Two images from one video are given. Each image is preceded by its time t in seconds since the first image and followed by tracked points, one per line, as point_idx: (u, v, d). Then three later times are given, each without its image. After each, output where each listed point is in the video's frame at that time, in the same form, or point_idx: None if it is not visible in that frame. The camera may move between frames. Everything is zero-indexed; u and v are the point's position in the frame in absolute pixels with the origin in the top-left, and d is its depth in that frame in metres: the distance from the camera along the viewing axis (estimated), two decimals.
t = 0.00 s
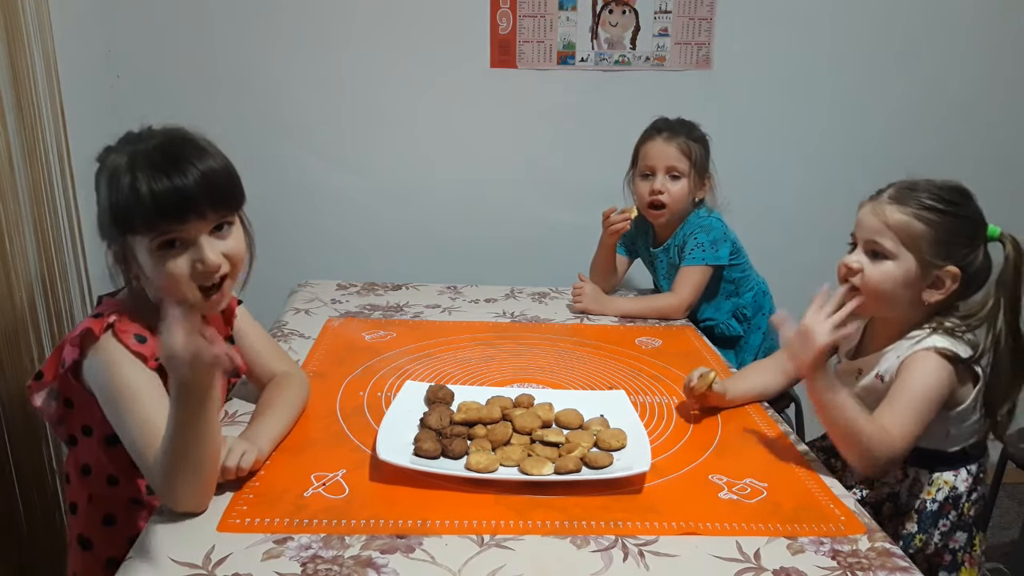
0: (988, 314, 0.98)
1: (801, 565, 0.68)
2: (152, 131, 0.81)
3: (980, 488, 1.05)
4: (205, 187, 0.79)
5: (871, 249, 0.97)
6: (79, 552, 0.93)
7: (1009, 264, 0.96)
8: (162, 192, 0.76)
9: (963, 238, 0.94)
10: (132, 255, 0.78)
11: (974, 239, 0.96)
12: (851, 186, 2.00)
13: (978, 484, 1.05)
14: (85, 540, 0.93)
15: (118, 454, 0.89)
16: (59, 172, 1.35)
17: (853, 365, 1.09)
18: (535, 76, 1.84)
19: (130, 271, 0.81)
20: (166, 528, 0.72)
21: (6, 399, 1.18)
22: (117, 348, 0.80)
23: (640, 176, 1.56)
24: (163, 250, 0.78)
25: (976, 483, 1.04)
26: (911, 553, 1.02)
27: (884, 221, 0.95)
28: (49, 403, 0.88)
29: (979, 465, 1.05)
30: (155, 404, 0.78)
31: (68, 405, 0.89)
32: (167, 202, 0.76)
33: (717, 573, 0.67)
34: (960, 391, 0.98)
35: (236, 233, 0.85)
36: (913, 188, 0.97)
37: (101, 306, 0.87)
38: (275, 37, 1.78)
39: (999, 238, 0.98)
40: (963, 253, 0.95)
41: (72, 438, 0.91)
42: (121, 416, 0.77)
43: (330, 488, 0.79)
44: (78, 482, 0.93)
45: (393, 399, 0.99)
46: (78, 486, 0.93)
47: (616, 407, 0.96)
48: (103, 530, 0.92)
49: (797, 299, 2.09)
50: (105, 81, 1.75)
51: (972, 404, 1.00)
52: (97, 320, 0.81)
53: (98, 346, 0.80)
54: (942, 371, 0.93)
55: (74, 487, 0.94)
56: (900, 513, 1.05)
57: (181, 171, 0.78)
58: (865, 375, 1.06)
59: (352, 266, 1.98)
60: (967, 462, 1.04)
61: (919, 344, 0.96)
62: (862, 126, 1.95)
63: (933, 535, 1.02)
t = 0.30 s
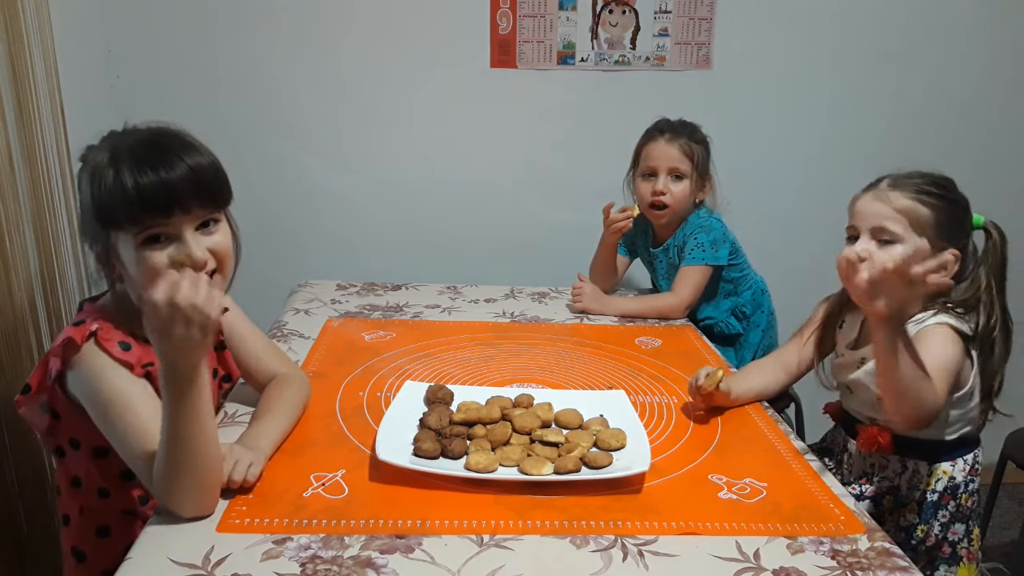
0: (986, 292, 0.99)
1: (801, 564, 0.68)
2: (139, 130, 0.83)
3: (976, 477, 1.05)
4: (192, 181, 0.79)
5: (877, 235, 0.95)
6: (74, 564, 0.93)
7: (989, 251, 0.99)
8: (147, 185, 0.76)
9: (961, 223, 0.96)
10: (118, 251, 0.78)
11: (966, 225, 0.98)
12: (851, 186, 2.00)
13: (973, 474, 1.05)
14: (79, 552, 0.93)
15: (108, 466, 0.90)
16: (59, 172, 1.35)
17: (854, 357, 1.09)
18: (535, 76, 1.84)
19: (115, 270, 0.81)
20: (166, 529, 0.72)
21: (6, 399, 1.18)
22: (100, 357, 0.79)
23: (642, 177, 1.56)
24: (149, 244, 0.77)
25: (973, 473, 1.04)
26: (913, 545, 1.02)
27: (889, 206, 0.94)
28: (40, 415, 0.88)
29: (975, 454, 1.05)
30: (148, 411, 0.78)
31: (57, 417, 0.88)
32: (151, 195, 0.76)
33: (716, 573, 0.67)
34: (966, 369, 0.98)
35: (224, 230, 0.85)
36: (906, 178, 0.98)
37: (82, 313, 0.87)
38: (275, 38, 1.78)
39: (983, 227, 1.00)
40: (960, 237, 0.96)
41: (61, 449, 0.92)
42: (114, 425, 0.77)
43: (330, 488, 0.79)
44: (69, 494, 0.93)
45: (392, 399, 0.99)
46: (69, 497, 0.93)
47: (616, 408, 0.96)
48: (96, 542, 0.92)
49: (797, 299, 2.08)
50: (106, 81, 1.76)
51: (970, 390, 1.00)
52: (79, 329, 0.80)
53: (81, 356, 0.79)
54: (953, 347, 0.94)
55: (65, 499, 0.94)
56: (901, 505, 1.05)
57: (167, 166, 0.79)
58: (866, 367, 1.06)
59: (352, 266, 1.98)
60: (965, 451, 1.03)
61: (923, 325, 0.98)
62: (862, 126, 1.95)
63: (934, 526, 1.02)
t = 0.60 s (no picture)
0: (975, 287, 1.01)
1: (800, 564, 0.68)
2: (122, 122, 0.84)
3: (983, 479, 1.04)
4: (173, 172, 0.80)
5: (890, 232, 0.94)
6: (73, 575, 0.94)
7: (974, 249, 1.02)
8: (129, 176, 0.77)
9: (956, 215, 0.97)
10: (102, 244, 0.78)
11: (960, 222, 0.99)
12: (851, 186, 1.99)
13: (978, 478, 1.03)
14: (77, 563, 0.93)
15: (104, 473, 0.90)
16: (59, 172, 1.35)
17: (857, 360, 1.08)
18: (535, 76, 1.84)
19: (98, 263, 0.81)
20: (166, 528, 0.72)
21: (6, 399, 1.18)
22: (96, 352, 0.79)
23: (642, 177, 1.56)
24: (131, 233, 0.77)
25: (978, 476, 1.02)
26: (915, 545, 1.04)
27: (899, 202, 0.94)
28: (34, 421, 0.86)
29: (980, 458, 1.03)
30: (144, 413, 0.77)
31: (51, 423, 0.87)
32: (133, 186, 0.77)
33: (716, 573, 0.67)
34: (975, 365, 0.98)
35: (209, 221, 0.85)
36: (905, 176, 0.98)
37: (72, 313, 0.87)
38: (275, 38, 1.78)
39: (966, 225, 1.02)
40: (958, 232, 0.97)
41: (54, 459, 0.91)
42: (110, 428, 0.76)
43: (330, 488, 0.79)
44: (62, 506, 0.93)
45: (392, 399, 0.99)
46: (62, 508, 0.93)
47: (616, 408, 0.96)
48: (94, 554, 0.92)
49: (797, 299, 2.08)
50: (105, 81, 1.76)
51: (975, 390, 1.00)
52: (75, 328, 0.80)
53: (76, 355, 0.79)
54: (966, 343, 0.95)
55: (58, 511, 0.93)
56: (904, 507, 1.05)
57: (149, 156, 0.79)
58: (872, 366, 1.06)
59: (352, 266, 1.98)
60: (971, 454, 1.02)
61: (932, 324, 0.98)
62: (862, 126, 1.95)
63: (939, 529, 1.02)
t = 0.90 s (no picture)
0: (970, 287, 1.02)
1: (801, 564, 0.68)
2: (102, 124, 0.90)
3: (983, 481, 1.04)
4: (158, 163, 0.87)
5: (898, 237, 0.92)
6: None
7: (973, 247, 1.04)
8: (114, 163, 0.83)
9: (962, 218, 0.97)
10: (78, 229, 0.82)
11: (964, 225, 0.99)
12: (851, 186, 2.00)
13: (979, 479, 1.04)
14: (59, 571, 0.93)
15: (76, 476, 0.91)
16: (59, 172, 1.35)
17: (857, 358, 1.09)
18: (535, 76, 1.84)
19: (74, 254, 0.83)
20: (166, 528, 0.72)
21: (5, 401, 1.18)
22: (62, 347, 0.81)
23: (643, 176, 1.56)
24: (110, 215, 0.82)
25: (978, 478, 1.03)
26: (920, 549, 1.03)
27: (908, 206, 0.93)
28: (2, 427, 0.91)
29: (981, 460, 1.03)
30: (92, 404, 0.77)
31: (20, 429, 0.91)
32: (120, 171, 0.83)
33: (717, 573, 0.67)
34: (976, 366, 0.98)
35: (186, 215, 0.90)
36: (913, 177, 0.97)
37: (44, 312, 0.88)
38: (275, 38, 1.78)
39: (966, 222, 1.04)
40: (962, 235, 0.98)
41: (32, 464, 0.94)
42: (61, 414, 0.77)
43: (330, 488, 0.79)
44: (40, 514, 0.94)
45: (392, 399, 0.99)
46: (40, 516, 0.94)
47: (616, 407, 0.96)
48: (73, 560, 0.92)
49: (797, 299, 2.09)
50: (105, 81, 1.76)
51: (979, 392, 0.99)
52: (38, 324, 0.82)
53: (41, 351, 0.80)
54: (970, 346, 0.95)
55: (38, 519, 0.95)
56: (907, 511, 1.05)
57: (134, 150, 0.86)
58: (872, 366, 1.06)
59: (352, 265, 1.98)
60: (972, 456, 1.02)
61: (934, 327, 0.98)
62: (862, 125, 1.95)
63: (942, 532, 1.03)
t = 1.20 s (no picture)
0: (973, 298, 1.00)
1: (801, 565, 0.68)
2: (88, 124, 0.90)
3: (972, 489, 1.05)
4: (148, 161, 0.88)
5: (898, 233, 0.94)
6: None
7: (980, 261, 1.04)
8: (106, 159, 0.83)
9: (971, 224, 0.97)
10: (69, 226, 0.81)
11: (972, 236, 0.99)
12: (851, 187, 2.00)
13: (968, 487, 1.04)
14: (58, 567, 0.94)
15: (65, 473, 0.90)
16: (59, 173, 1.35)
17: (842, 359, 1.09)
18: (535, 76, 1.84)
19: (63, 252, 0.82)
20: (166, 528, 0.72)
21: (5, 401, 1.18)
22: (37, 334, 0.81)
23: (647, 172, 1.56)
24: (101, 212, 0.82)
25: (967, 486, 1.04)
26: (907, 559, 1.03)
27: (917, 204, 0.93)
28: None
29: (969, 468, 1.04)
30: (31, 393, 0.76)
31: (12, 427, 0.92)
32: (112, 167, 0.84)
33: (717, 573, 0.67)
34: (955, 376, 0.98)
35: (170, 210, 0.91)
36: (931, 176, 0.96)
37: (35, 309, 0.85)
38: (275, 37, 1.78)
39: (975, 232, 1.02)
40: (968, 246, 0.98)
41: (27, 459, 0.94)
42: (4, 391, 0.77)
43: (330, 487, 0.79)
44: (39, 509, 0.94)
45: (393, 399, 0.99)
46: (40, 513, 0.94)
47: (616, 408, 0.96)
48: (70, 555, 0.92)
49: (797, 300, 2.09)
50: (105, 81, 1.76)
51: (958, 399, 0.99)
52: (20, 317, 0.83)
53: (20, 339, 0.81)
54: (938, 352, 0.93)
55: (38, 515, 0.95)
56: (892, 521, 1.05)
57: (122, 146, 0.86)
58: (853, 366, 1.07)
59: (352, 265, 1.98)
60: (958, 463, 1.03)
61: (912, 328, 0.97)
62: (862, 126, 1.95)
63: (927, 540, 1.03)
